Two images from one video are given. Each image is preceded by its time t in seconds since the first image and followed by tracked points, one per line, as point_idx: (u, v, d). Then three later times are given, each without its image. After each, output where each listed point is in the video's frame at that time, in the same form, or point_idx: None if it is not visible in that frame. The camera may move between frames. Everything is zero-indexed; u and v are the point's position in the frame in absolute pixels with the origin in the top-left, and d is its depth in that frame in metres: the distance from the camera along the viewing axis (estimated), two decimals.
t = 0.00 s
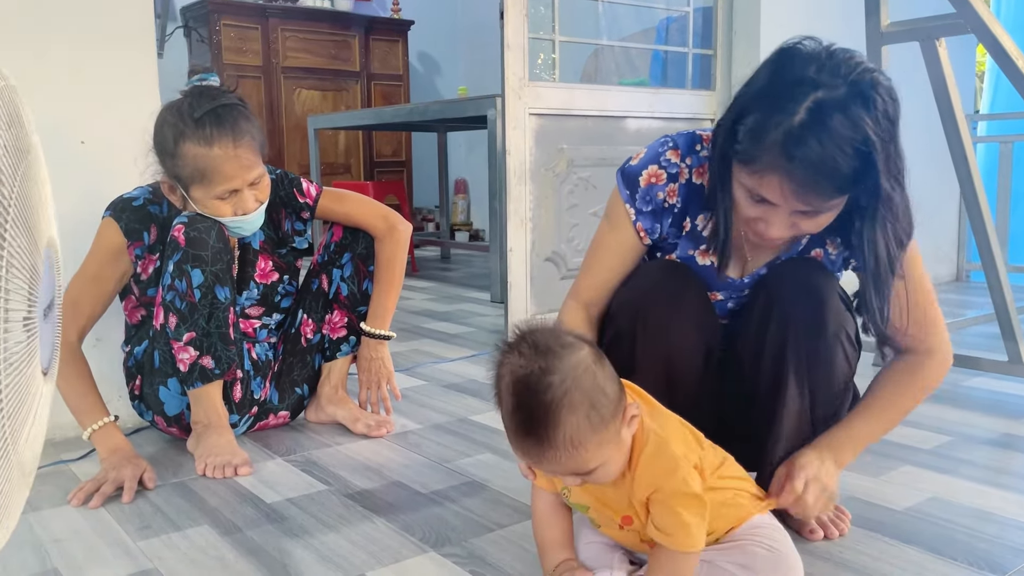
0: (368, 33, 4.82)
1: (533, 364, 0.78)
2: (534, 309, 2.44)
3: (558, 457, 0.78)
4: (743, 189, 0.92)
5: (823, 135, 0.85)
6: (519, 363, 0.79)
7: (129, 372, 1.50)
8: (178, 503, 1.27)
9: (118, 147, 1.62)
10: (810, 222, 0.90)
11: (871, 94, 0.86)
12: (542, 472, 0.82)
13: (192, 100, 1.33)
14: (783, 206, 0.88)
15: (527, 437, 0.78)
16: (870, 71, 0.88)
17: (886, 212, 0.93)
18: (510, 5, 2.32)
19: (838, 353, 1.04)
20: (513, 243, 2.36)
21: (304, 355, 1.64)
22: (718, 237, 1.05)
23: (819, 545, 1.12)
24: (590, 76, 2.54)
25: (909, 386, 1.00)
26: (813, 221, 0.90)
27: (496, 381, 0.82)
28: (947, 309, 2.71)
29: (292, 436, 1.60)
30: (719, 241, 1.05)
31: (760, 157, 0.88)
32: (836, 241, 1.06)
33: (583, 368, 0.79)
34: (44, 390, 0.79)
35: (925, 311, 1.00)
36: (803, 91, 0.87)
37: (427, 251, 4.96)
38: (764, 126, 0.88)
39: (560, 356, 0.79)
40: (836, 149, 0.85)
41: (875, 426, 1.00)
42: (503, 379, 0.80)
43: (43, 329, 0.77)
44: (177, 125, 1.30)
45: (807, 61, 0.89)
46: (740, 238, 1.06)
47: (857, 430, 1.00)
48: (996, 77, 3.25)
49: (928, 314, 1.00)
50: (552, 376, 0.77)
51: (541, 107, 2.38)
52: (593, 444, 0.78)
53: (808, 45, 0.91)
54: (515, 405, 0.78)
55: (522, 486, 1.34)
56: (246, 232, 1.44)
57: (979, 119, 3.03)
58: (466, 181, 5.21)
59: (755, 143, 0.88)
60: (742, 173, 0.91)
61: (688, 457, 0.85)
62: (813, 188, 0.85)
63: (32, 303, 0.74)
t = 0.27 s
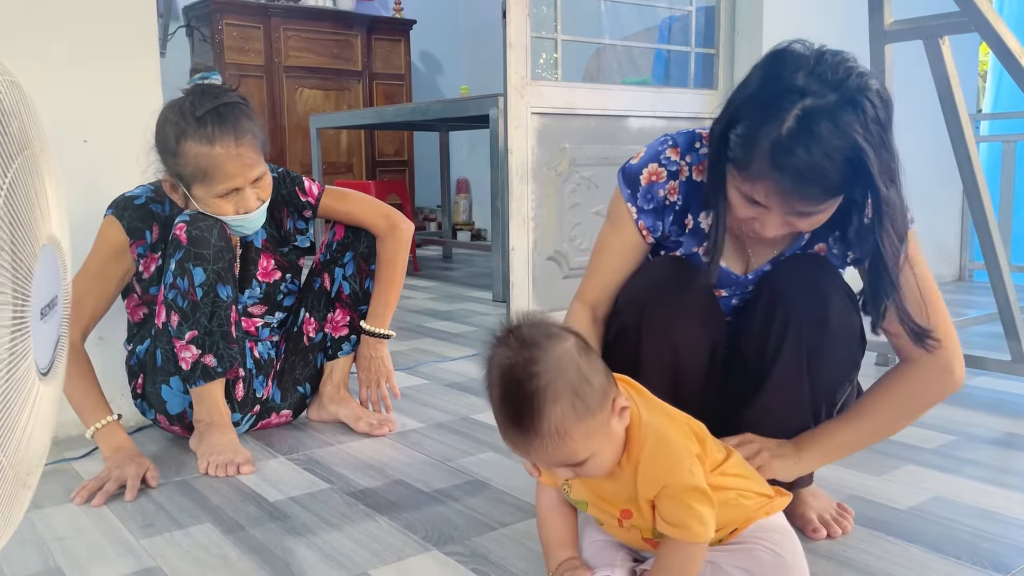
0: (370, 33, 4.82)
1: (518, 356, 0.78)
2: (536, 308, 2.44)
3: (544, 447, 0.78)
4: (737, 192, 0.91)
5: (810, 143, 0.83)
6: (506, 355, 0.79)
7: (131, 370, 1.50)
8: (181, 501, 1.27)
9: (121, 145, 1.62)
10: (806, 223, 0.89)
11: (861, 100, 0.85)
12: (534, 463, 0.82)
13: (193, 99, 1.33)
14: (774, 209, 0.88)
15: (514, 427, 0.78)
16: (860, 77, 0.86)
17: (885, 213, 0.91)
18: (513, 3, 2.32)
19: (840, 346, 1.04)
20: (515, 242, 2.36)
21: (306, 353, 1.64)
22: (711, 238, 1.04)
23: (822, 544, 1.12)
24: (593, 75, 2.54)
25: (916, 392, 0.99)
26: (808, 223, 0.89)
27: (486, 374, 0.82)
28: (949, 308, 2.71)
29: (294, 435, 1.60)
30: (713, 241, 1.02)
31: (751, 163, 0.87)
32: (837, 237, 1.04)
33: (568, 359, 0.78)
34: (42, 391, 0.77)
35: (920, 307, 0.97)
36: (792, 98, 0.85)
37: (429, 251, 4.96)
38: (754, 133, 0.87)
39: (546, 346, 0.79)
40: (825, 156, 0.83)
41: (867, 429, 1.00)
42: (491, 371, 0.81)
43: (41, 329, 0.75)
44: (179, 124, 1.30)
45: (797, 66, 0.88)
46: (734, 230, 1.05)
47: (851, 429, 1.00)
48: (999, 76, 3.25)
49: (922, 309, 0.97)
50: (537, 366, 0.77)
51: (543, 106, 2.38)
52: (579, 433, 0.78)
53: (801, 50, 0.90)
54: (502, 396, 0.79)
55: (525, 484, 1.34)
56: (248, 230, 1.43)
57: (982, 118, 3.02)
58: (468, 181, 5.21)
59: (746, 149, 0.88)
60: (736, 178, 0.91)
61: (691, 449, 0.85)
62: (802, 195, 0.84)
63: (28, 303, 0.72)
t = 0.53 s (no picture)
0: (371, 33, 4.82)
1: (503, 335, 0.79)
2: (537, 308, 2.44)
3: (529, 423, 0.78)
4: (734, 191, 0.91)
5: (807, 143, 0.83)
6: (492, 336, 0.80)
7: (133, 370, 1.50)
8: (181, 501, 1.27)
9: (122, 145, 1.62)
10: (803, 223, 0.89)
11: (856, 100, 0.85)
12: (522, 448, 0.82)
13: (197, 100, 1.33)
14: (772, 208, 0.87)
15: (499, 405, 0.79)
16: (857, 77, 0.87)
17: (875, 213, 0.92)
18: (514, 4, 2.32)
19: (839, 345, 1.04)
20: (516, 242, 2.36)
21: (308, 353, 1.64)
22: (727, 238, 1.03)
23: (822, 545, 1.12)
24: (593, 75, 2.54)
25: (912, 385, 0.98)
26: (804, 223, 0.89)
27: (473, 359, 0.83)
28: (950, 308, 2.71)
29: (295, 435, 1.60)
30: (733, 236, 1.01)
31: (748, 163, 0.87)
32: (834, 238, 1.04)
33: (552, 336, 0.79)
34: (36, 396, 0.76)
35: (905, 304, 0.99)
36: (788, 97, 0.85)
37: (431, 251, 4.97)
38: (752, 132, 0.87)
39: (529, 325, 0.80)
40: (822, 157, 0.83)
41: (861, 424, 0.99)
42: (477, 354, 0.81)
43: (32, 333, 0.74)
44: (182, 124, 1.30)
45: (794, 66, 0.88)
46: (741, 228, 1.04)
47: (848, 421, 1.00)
48: (999, 76, 3.25)
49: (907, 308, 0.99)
50: (520, 343, 0.78)
51: (544, 106, 2.38)
52: (563, 410, 0.78)
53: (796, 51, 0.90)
54: (488, 374, 0.79)
55: (525, 485, 1.34)
56: (251, 230, 1.43)
57: (983, 118, 3.02)
58: (469, 180, 5.21)
59: (743, 149, 0.88)
60: (734, 178, 0.91)
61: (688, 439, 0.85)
62: (799, 195, 0.84)
63: (19, 305, 0.71)
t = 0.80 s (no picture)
0: (372, 33, 4.82)
1: (546, 365, 0.78)
2: (538, 309, 2.43)
3: (572, 458, 0.78)
4: (716, 188, 0.91)
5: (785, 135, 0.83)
6: (533, 363, 0.79)
7: (133, 372, 1.50)
8: (182, 503, 1.27)
9: (122, 147, 1.62)
10: (785, 220, 0.88)
11: (835, 93, 0.85)
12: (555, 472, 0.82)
13: (198, 101, 1.33)
14: (753, 203, 0.87)
15: (540, 436, 0.78)
16: (837, 71, 0.87)
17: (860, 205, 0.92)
18: (515, 5, 2.32)
19: (839, 349, 1.03)
20: (517, 243, 2.36)
21: (308, 354, 1.64)
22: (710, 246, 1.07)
23: (824, 548, 1.12)
24: (595, 76, 2.54)
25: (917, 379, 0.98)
26: (788, 219, 0.88)
27: (507, 382, 0.81)
28: (951, 310, 2.70)
29: (296, 437, 1.60)
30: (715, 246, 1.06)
31: (727, 157, 0.87)
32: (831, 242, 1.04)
33: (596, 368, 0.79)
34: (30, 402, 0.76)
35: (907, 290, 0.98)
36: (767, 90, 0.86)
37: (431, 252, 4.96)
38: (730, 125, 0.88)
39: (573, 355, 0.78)
40: (801, 148, 0.83)
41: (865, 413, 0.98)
42: (514, 379, 0.80)
43: (26, 338, 0.74)
44: (183, 125, 1.30)
45: (774, 61, 0.89)
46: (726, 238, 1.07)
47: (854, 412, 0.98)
48: (1000, 77, 3.25)
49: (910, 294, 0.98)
50: (566, 376, 0.77)
51: (545, 108, 2.38)
52: (607, 444, 0.78)
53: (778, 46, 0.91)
54: (527, 404, 0.78)
55: (526, 487, 1.34)
56: (252, 232, 1.43)
57: (984, 119, 3.01)
58: (470, 181, 5.21)
59: (723, 143, 0.88)
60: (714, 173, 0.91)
61: (703, 451, 0.86)
62: (777, 187, 0.84)
63: (12, 310, 0.71)
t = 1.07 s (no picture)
0: (372, 35, 4.82)
1: (578, 371, 0.77)
2: (538, 311, 2.43)
3: (603, 466, 0.78)
4: (712, 177, 0.91)
5: (777, 115, 0.84)
6: (563, 368, 0.78)
7: (132, 374, 1.50)
8: (181, 505, 1.27)
9: (122, 149, 1.62)
10: (783, 208, 0.88)
11: (827, 74, 0.86)
12: (579, 477, 0.81)
13: (196, 102, 1.33)
14: (752, 189, 0.87)
15: (571, 442, 0.77)
16: (828, 52, 0.87)
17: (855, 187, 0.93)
18: (515, 6, 2.32)
19: (838, 352, 1.03)
20: (517, 245, 2.36)
21: (308, 356, 1.64)
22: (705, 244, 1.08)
23: (824, 550, 1.11)
24: (595, 78, 2.54)
25: (912, 374, 0.96)
26: (785, 207, 0.88)
27: (533, 388, 0.80)
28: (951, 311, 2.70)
29: (295, 439, 1.60)
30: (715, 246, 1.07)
31: (722, 140, 0.87)
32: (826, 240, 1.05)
33: (629, 375, 0.79)
34: (24, 406, 0.76)
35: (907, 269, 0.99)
36: (760, 72, 0.87)
37: (431, 253, 4.96)
38: (723, 108, 0.88)
39: (606, 363, 0.78)
40: (796, 127, 0.83)
41: (875, 414, 0.94)
42: (542, 384, 0.79)
43: (15, 341, 0.73)
44: (181, 127, 1.30)
45: (763, 44, 0.89)
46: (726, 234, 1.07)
47: (859, 417, 0.94)
48: (1000, 79, 3.25)
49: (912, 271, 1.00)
50: (600, 384, 0.77)
51: (545, 109, 2.38)
52: (637, 450, 0.78)
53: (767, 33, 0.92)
54: (558, 410, 0.77)
55: (526, 489, 1.34)
56: (251, 234, 1.43)
57: (984, 121, 3.01)
58: (470, 183, 5.21)
59: (717, 128, 0.89)
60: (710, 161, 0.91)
61: (718, 454, 0.86)
62: (774, 168, 0.84)
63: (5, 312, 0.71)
